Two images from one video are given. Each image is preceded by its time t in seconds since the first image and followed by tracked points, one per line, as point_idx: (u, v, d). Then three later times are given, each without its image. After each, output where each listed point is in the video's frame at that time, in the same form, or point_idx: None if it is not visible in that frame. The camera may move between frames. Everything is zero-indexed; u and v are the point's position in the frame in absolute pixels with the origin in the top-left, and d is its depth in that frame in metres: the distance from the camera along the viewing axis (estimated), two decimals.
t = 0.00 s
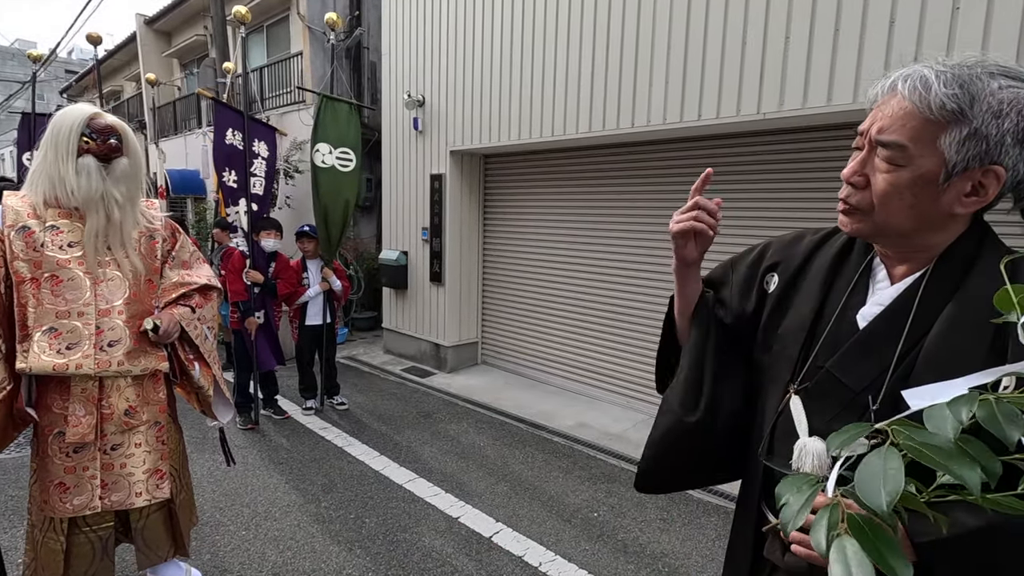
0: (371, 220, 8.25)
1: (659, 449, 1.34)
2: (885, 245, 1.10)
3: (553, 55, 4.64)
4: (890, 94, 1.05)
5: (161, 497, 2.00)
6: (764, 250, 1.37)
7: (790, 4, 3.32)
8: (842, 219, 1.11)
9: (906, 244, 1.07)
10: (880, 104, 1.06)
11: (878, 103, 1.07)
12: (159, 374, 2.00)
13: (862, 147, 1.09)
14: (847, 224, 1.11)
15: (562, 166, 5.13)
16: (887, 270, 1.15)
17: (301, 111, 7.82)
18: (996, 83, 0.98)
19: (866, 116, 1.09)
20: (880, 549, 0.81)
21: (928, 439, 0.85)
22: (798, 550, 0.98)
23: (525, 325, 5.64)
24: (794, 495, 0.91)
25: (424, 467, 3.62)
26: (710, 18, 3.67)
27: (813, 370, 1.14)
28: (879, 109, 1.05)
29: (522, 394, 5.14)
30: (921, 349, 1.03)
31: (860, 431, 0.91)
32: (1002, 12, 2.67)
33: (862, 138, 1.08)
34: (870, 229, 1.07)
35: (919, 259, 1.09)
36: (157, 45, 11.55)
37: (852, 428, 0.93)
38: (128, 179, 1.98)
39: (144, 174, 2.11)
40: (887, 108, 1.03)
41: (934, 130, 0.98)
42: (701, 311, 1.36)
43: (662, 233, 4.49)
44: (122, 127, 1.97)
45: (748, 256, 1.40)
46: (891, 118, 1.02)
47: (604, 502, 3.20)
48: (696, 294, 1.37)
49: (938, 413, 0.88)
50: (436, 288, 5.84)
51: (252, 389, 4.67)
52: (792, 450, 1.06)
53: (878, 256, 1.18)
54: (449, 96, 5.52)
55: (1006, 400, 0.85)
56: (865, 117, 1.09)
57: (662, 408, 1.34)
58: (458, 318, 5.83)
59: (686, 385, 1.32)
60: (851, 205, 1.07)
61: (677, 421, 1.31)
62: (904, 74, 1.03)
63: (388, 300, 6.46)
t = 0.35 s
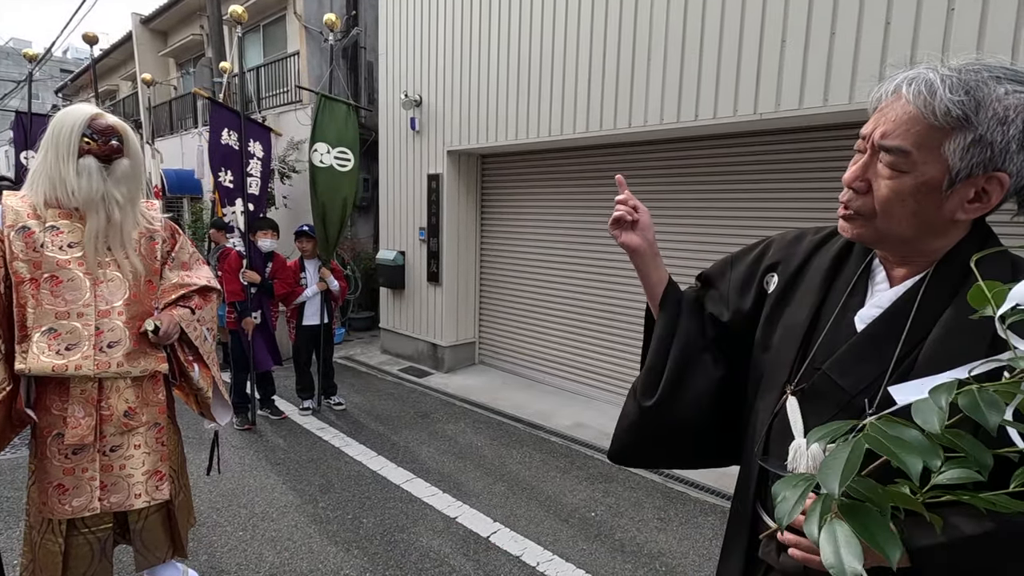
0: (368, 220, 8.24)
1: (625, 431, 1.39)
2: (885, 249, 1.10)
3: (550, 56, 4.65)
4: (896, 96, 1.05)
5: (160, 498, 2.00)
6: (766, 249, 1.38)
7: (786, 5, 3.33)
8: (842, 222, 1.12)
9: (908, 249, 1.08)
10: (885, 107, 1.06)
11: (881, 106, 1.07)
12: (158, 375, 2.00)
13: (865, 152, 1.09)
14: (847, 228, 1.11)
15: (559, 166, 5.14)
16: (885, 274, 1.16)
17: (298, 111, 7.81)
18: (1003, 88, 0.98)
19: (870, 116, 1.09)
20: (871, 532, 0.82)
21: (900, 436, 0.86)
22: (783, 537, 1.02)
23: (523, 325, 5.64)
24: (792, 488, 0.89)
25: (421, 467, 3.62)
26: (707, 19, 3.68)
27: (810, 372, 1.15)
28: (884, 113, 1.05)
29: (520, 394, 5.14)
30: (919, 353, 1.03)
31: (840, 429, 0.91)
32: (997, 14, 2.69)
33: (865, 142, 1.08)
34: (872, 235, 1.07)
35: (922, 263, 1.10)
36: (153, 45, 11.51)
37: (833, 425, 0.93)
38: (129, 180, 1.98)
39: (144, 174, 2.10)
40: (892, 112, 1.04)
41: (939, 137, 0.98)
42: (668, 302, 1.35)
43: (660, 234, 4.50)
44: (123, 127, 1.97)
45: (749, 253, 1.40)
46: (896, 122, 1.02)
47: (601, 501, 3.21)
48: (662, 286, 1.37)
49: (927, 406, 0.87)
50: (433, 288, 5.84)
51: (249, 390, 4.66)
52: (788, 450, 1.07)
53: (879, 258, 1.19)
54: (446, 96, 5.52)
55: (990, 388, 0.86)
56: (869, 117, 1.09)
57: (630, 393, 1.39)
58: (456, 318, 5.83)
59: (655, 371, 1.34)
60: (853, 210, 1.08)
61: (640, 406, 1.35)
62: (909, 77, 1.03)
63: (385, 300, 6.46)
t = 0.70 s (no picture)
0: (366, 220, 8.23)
1: (603, 431, 1.41)
2: (917, 247, 1.08)
3: (548, 55, 4.65)
4: (988, 84, 1.00)
5: (158, 500, 2.00)
6: (754, 247, 1.37)
7: (784, 5, 3.34)
8: (906, 214, 1.04)
9: (949, 247, 1.07)
10: (978, 95, 1.00)
11: (970, 95, 1.00)
12: (156, 377, 2.00)
13: (944, 143, 1.01)
14: (910, 221, 1.04)
15: (556, 166, 5.13)
16: (877, 273, 1.16)
17: (295, 110, 7.79)
18: None
19: (948, 101, 1.02)
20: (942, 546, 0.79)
21: (929, 424, 0.86)
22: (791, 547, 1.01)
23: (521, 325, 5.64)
24: (823, 504, 0.89)
25: (419, 467, 3.62)
26: (705, 19, 3.68)
27: (803, 374, 1.15)
28: (979, 101, 0.99)
29: (518, 394, 5.14)
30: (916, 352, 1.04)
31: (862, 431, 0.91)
32: (994, 14, 2.70)
33: (949, 132, 1.01)
34: (944, 233, 1.03)
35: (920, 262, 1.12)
36: (150, 44, 11.48)
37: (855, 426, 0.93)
38: (128, 180, 1.98)
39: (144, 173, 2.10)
40: (993, 101, 0.99)
41: (1021, 140, 0.99)
42: (650, 299, 1.35)
43: (657, 233, 4.50)
44: (122, 127, 1.96)
45: (736, 253, 1.40)
46: (999, 118, 0.98)
47: (600, 501, 3.21)
48: (648, 281, 1.36)
49: (940, 401, 0.88)
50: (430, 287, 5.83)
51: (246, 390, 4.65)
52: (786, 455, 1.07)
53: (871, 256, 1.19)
54: (444, 95, 5.51)
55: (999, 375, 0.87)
56: (947, 102, 1.02)
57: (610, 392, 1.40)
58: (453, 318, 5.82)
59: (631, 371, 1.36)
60: (942, 209, 1.00)
61: (614, 405, 1.38)
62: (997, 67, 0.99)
63: (383, 300, 6.45)
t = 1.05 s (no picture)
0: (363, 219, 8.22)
1: (591, 460, 1.36)
2: (915, 239, 1.08)
3: (546, 54, 4.65)
4: (981, 78, 1.03)
5: (158, 501, 2.00)
6: (739, 249, 1.37)
7: (781, 4, 3.34)
8: (908, 204, 1.04)
9: (944, 240, 1.08)
10: (972, 87, 1.03)
11: (964, 87, 1.03)
12: (155, 378, 2.00)
13: (942, 133, 1.03)
14: (912, 211, 1.04)
15: (555, 166, 5.14)
16: (875, 273, 1.19)
17: (293, 110, 7.78)
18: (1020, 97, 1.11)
19: (945, 92, 1.04)
20: None
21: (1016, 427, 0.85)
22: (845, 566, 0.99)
23: (519, 325, 5.65)
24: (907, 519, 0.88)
25: (417, 467, 3.61)
26: (702, 18, 3.68)
27: (813, 380, 1.16)
28: (974, 92, 1.02)
29: (516, 393, 5.15)
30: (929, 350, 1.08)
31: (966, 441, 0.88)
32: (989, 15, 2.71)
33: (947, 123, 1.02)
34: (944, 224, 1.04)
35: (914, 259, 1.14)
36: (147, 44, 11.45)
37: (955, 434, 0.89)
38: (126, 179, 1.98)
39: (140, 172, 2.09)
40: (985, 94, 1.02)
41: (1011, 131, 1.03)
42: (635, 315, 1.34)
43: (655, 233, 4.50)
44: (119, 125, 1.95)
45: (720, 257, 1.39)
46: (994, 109, 1.01)
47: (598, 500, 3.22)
48: (629, 296, 1.36)
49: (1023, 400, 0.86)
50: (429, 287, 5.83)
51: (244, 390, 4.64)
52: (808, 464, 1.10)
53: (867, 255, 1.21)
54: (442, 95, 5.51)
55: None
56: (945, 92, 1.04)
57: (599, 419, 1.34)
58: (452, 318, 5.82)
59: (623, 397, 1.32)
60: (944, 196, 1.01)
61: (606, 435, 1.32)
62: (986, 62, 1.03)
63: (381, 300, 6.45)
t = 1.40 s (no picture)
0: (360, 219, 8.21)
1: (589, 472, 1.35)
2: (899, 237, 1.09)
3: (544, 53, 4.65)
4: (951, 76, 1.04)
5: (157, 499, 2.00)
6: (726, 252, 1.38)
7: (778, 4, 3.35)
8: (889, 202, 1.05)
9: (929, 236, 1.09)
10: (943, 86, 1.04)
11: (936, 86, 1.04)
12: (152, 377, 1.99)
13: (918, 133, 1.04)
14: (895, 209, 1.04)
15: (553, 166, 5.14)
16: (863, 271, 1.20)
17: (290, 109, 7.77)
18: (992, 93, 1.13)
19: (914, 93, 1.06)
20: None
21: None
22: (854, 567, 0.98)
23: (516, 325, 5.66)
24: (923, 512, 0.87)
25: (415, 466, 3.62)
26: (699, 18, 3.69)
27: (809, 381, 1.17)
28: (945, 91, 1.04)
29: (513, 393, 5.15)
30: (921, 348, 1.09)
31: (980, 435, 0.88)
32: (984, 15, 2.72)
33: (921, 122, 1.04)
34: (929, 221, 1.04)
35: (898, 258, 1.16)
36: (143, 43, 11.43)
37: (971, 426, 0.89)
38: (128, 189, 1.99)
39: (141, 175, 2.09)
40: (956, 91, 1.04)
41: (984, 127, 1.05)
42: (627, 325, 1.35)
43: (652, 233, 4.51)
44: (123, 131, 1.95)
45: (707, 260, 1.40)
46: (966, 106, 1.03)
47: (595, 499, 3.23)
48: (620, 305, 1.36)
49: None
50: (427, 287, 5.83)
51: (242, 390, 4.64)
52: (807, 466, 1.11)
53: (853, 255, 1.22)
54: (439, 94, 5.51)
55: None
56: (915, 93, 1.05)
57: (594, 431, 1.33)
58: (450, 318, 5.82)
59: (617, 407, 1.32)
60: (924, 193, 1.02)
61: (603, 447, 1.32)
62: (955, 60, 1.05)
63: (379, 300, 6.44)
